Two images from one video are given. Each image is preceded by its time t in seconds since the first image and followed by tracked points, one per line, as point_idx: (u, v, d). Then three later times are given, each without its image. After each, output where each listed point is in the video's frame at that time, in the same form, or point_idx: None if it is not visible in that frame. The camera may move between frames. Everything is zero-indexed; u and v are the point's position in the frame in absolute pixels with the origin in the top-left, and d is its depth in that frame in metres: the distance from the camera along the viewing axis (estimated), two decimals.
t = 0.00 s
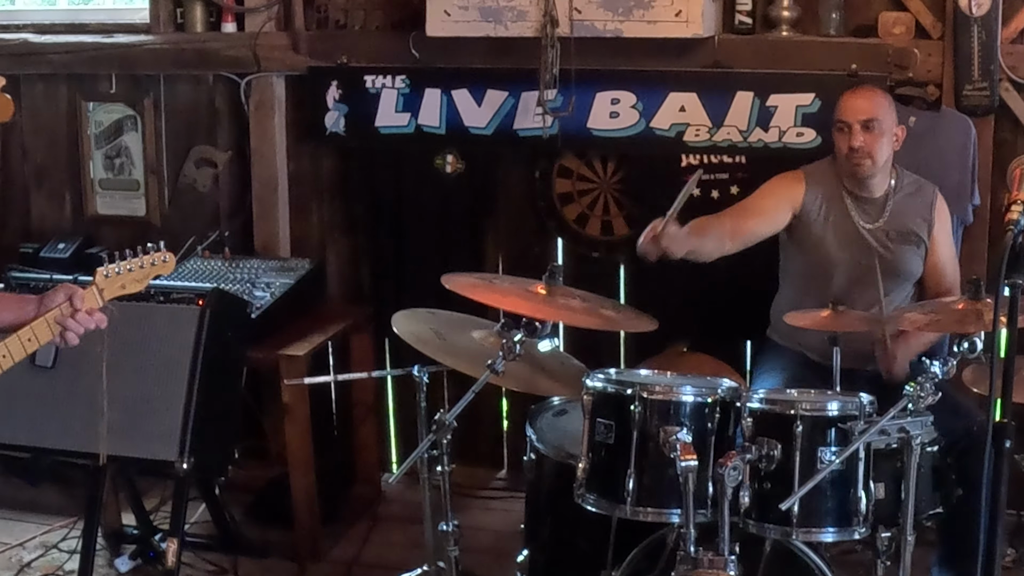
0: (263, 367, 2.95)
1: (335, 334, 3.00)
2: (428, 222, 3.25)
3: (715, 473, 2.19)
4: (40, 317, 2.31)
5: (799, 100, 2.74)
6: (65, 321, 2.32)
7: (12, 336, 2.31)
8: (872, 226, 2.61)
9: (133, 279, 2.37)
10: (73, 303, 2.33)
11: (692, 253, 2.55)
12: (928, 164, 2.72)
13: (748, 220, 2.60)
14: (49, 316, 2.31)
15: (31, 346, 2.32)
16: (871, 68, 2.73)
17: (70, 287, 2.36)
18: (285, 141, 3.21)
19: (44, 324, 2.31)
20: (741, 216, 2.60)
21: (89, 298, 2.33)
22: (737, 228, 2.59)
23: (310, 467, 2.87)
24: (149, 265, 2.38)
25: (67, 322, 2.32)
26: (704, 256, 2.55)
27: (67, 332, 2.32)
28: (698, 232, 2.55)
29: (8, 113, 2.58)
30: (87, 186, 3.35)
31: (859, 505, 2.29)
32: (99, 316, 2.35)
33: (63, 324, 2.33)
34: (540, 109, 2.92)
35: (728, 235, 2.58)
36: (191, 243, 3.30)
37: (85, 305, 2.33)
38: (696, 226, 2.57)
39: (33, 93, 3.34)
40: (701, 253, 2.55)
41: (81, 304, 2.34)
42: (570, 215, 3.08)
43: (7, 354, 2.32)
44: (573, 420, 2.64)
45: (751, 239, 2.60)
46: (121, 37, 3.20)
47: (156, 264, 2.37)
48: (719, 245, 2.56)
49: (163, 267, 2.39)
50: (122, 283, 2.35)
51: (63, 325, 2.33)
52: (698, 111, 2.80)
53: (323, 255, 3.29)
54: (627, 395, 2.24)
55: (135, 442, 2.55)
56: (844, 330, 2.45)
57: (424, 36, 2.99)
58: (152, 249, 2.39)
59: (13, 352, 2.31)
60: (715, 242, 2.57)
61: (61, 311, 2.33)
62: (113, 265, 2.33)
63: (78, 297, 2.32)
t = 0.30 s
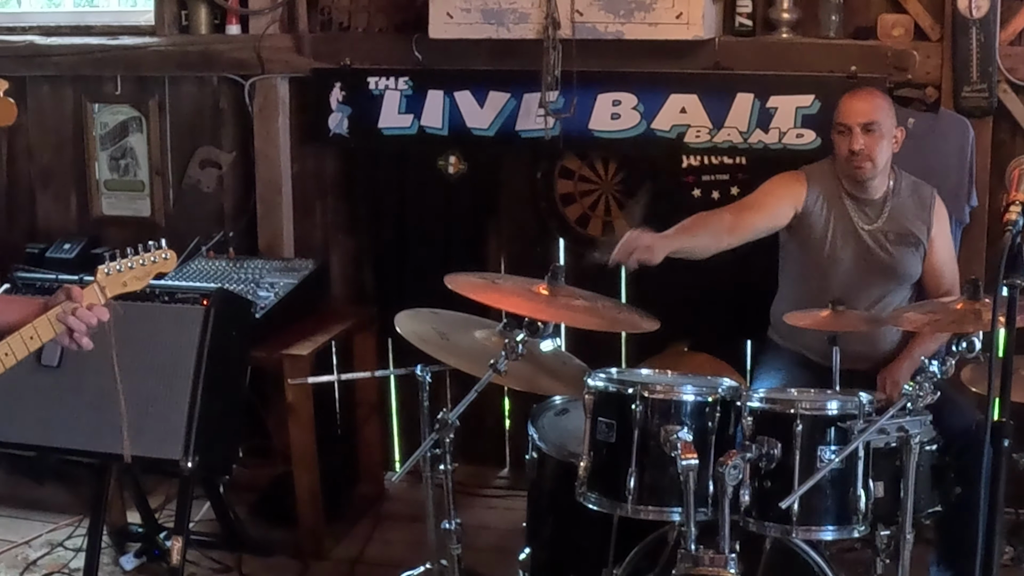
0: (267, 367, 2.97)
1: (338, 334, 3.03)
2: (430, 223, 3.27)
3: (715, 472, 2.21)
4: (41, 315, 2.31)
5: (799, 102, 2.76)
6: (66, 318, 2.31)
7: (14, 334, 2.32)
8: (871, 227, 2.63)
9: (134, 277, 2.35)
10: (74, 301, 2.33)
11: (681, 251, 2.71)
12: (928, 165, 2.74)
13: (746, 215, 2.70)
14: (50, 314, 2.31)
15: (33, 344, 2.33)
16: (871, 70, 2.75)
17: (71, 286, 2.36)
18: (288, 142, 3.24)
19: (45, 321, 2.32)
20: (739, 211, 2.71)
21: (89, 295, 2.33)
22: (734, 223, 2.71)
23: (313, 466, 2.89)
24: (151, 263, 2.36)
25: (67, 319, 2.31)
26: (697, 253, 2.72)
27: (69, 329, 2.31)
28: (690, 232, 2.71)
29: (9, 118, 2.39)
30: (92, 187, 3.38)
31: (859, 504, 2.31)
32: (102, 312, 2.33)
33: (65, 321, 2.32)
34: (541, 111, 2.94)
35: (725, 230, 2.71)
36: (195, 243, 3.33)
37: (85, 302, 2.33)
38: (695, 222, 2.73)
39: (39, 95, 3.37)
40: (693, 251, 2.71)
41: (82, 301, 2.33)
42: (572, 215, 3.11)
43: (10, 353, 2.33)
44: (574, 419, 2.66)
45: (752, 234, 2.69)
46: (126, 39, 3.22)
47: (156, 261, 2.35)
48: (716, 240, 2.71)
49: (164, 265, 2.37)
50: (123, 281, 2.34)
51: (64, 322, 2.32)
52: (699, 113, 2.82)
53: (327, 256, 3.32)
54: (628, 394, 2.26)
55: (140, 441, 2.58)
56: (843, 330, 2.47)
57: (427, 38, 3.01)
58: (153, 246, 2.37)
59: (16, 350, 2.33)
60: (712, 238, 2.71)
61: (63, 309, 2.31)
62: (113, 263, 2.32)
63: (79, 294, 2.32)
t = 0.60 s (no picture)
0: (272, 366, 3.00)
1: (341, 333, 3.05)
2: (433, 224, 3.29)
3: (716, 471, 2.23)
4: (44, 311, 2.35)
5: (799, 103, 2.79)
6: (69, 314, 2.35)
7: (16, 331, 2.34)
8: (871, 230, 2.64)
9: (133, 275, 2.44)
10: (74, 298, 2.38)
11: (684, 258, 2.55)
12: (926, 167, 2.77)
13: (741, 226, 2.65)
14: (53, 310, 2.35)
15: (37, 340, 2.35)
16: (869, 71, 2.77)
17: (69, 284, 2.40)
18: (293, 143, 3.26)
19: (47, 318, 2.35)
20: (735, 223, 2.65)
21: (90, 292, 2.38)
22: (731, 234, 2.64)
23: (317, 464, 2.92)
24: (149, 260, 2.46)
25: (71, 314, 2.35)
26: (695, 262, 2.56)
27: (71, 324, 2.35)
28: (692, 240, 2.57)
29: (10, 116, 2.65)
30: (97, 187, 3.40)
31: (858, 502, 2.33)
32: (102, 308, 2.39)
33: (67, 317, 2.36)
34: (543, 112, 2.97)
35: (721, 242, 2.62)
36: (200, 244, 3.35)
37: (85, 298, 2.37)
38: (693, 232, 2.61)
39: (45, 97, 3.40)
40: (695, 259, 2.56)
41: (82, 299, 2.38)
42: (573, 216, 3.13)
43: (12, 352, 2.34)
44: (576, 418, 2.68)
45: (747, 245, 2.65)
46: (132, 41, 3.25)
47: (156, 259, 2.45)
48: (715, 250, 2.60)
49: (162, 263, 2.48)
50: (122, 279, 2.42)
51: (67, 319, 2.36)
52: (699, 114, 2.85)
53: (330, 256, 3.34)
54: (630, 393, 2.29)
55: (145, 440, 2.60)
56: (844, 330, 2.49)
57: (430, 39, 3.03)
58: (150, 245, 2.47)
59: (18, 347, 2.34)
60: (711, 248, 2.60)
61: (64, 306, 2.36)
62: (114, 261, 2.40)
63: (81, 291, 2.37)
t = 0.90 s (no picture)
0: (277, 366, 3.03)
1: (344, 333, 3.07)
2: (436, 225, 3.32)
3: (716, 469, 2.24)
4: (52, 306, 2.35)
5: (799, 105, 2.81)
6: (76, 310, 2.35)
7: (25, 326, 2.37)
8: (871, 231, 2.66)
9: (140, 269, 2.38)
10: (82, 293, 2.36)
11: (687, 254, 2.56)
12: (926, 168, 2.79)
13: (743, 229, 2.66)
14: (60, 305, 2.35)
15: (45, 335, 2.38)
16: (869, 73, 2.80)
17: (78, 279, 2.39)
18: (297, 144, 3.29)
19: (55, 313, 2.36)
20: (736, 225, 2.66)
21: (98, 287, 2.36)
22: (733, 236, 2.65)
23: (321, 463, 2.94)
24: (156, 254, 2.40)
25: (78, 311, 2.35)
26: (699, 260, 2.58)
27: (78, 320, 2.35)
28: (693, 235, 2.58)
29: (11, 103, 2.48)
30: (103, 188, 3.43)
31: (857, 500, 2.35)
32: (110, 303, 2.37)
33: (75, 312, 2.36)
34: (546, 114, 2.99)
35: (725, 242, 2.64)
36: (204, 245, 3.38)
37: (92, 293, 2.36)
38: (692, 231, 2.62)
39: (50, 98, 3.43)
40: (696, 256, 2.57)
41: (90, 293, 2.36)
42: (575, 217, 3.14)
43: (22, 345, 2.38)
44: (577, 417, 2.70)
45: (747, 248, 2.65)
46: (137, 43, 3.28)
47: (161, 254, 2.39)
48: (719, 250, 2.61)
49: (169, 256, 2.41)
50: (129, 273, 2.37)
51: (74, 314, 2.36)
52: (700, 116, 2.87)
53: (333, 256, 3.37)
54: (630, 393, 2.31)
55: (150, 439, 2.62)
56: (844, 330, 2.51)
57: (433, 42, 3.06)
58: (157, 239, 2.41)
59: (28, 341, 2.38)
60: (712, 247, 2.61)
61: (72, 301, 2.35)
62: (120, 255, 2.35)
63: (88, 286, 2.35)
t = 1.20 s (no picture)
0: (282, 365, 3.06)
1: (348, 333, 3.10)
2: (439, 225, 3.34)
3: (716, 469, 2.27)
4: (68, 309, 2.39)
5: (799, 106, 2.83)
6: (92, 312, 2.38)
7: (40, 328, 2.39)
8: (869, 229, 2.68)
9: (157, 273, 2.42)
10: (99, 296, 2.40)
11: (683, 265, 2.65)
12: (925, 169, 2.81)
13: (742, 231, 2.73)
14: (76, 308, 2.39)
15: (60, 337, 2.40)
16: (868, 75, 2.82)
17: (94, 281, 2.42)
18: (301, 145, 3.31)
19: (70, 316, 2.39)
20: (735, 228, 2.73)
21: (114, 290, 2.41)
22: (732, 239, 2.72)
23: (325, 462, 2.96)
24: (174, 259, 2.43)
25: (93, 313, 2.38)
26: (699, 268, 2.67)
27: (94, 323, 2.39)
28: (691, 245, 2.67)
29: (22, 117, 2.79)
30: (109, 189, 3.46)
31: (857, 499, 2.37)
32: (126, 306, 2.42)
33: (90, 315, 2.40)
34: (547, 115, 3.01)
35: (724, 247, 2.71)
36: (209, 245, 3.40)
37: (109, 297, 2.40)
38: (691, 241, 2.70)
39: (56, 100, 3.45)
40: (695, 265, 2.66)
41: (106, 296, 2.40)
42: (576, 217, 3.17)
43: (37, 348, 2.40)
44: (579, 417, 2.73)
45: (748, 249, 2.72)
46: (142, 45, 3.30)
47: (179, 258, 2.41)
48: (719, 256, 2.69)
49: (185, 261, 2.44)
50: (146, 277, 2.41)
51: (90, 317, 2.39)
52: (700, 117, 2.89)
53: (337, 256, 3.39)
54: (632, 392, 2.33)
55: (154, 438, 2.65)
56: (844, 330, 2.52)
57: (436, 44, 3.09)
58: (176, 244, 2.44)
59: (43, 343, 2.40)
60: (713, 254, 2.70)
61: (89, 303, 2.39)
62: (138, 258, 2.39)
63: (105, 289, 2.39)
